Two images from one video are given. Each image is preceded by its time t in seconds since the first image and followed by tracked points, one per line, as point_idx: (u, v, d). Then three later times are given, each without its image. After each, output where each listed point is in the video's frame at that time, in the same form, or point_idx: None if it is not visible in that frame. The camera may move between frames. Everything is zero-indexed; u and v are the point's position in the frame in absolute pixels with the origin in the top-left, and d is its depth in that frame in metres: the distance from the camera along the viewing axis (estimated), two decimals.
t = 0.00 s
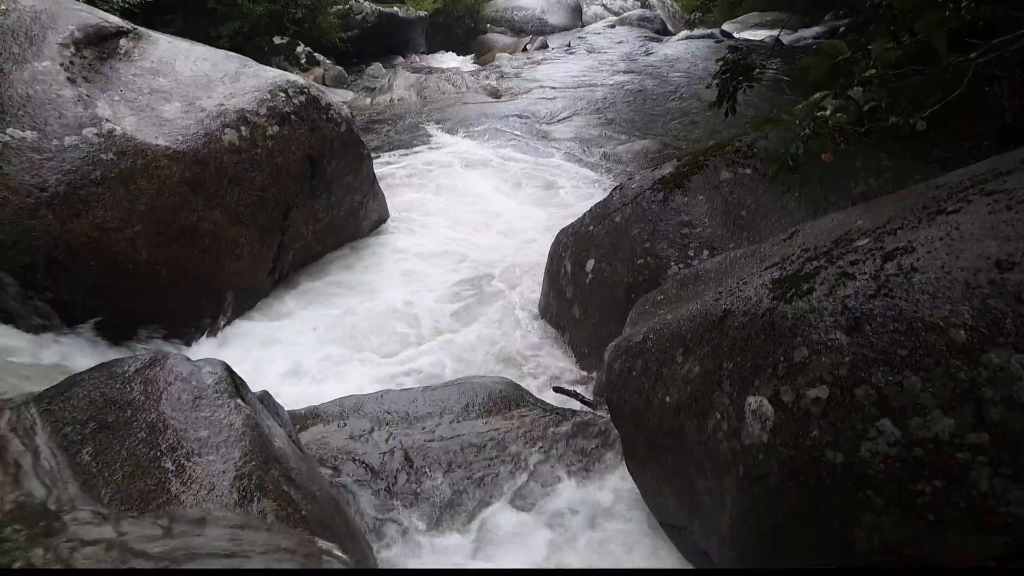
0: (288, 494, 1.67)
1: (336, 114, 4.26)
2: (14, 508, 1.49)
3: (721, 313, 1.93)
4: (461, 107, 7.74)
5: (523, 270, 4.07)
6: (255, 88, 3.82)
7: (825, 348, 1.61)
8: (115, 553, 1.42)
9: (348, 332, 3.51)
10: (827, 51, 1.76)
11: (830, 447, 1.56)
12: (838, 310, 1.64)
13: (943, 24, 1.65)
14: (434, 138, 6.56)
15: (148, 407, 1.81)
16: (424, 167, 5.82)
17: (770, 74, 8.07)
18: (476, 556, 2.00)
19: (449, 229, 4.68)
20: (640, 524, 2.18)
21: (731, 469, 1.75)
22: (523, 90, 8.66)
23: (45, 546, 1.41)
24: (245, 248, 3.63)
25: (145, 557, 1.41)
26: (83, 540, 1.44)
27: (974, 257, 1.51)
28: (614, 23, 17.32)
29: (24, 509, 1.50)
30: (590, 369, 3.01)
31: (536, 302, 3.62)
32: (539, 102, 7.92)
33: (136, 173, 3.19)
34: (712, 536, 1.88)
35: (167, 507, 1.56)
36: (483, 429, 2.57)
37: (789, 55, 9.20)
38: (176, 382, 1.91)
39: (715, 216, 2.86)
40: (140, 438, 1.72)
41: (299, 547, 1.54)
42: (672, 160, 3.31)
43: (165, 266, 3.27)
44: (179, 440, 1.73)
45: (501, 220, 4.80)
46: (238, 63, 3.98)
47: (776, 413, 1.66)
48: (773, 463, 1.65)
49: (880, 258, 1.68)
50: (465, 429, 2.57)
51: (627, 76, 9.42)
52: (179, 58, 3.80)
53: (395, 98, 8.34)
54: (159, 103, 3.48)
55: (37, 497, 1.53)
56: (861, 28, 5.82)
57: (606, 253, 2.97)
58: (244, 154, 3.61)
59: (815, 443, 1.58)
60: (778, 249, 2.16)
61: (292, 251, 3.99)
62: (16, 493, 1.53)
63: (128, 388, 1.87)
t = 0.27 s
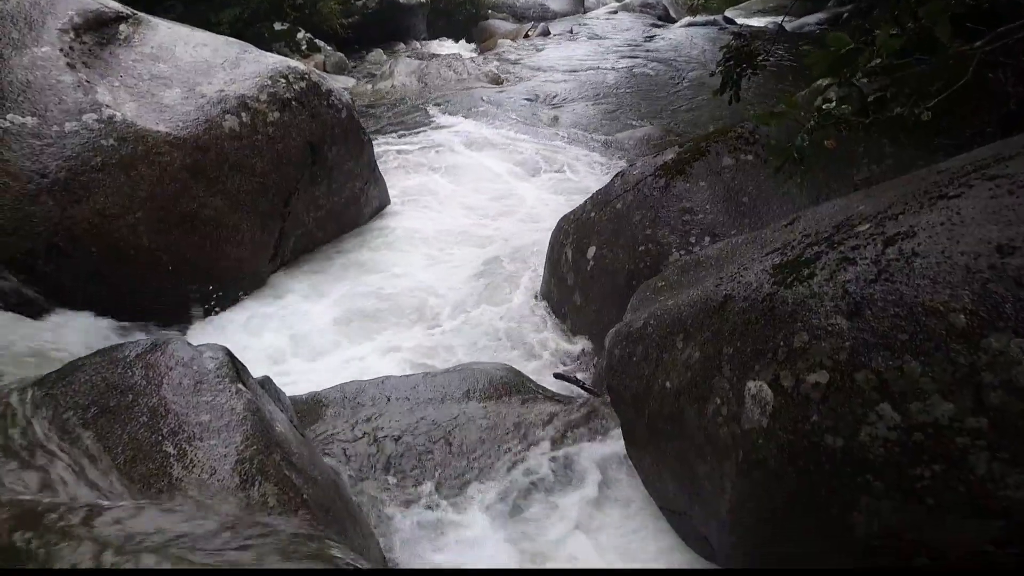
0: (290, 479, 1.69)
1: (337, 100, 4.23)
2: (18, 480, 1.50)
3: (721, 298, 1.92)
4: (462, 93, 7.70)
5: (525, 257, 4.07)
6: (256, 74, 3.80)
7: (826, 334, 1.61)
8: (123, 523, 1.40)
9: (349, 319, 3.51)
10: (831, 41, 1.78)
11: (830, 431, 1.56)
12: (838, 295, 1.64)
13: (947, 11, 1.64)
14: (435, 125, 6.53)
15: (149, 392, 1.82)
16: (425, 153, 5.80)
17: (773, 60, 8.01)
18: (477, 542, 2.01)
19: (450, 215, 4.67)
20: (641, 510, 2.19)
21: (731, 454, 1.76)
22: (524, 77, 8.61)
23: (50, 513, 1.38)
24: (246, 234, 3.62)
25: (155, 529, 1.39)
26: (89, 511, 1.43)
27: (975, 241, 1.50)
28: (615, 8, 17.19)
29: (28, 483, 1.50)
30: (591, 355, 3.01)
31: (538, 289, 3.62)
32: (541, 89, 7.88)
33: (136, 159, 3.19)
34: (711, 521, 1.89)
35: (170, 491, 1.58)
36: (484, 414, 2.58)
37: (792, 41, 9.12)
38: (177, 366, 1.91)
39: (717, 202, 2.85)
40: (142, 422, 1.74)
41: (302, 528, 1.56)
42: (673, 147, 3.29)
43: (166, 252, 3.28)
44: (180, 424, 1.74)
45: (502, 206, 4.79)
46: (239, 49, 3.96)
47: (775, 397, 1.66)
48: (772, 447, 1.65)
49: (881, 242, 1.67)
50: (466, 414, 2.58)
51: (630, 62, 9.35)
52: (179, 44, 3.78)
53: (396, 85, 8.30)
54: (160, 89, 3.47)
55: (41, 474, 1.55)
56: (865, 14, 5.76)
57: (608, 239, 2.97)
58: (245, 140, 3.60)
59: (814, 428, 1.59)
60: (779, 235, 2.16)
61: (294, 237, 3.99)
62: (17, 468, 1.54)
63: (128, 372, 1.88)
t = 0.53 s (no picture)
0: (290, 462, 1.70)
1: (337, 85, 4.21)
2: (20, 459, 1.50)
3: (720, 282, 1.92)
4: (463, 79, 7.66)
5: (525, 243, 4.07)
6: (256, 59, 3.78)
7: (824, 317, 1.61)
8: (125, 500, 1.43)
9: (350, 305, 3.52)
10: (835, 26, 1.75)
11: (827, 414, 1.57)
12: (837, 278, 1.64)
13: None
14: (436, 110, 6.51)
15: (150, 375, 1.84)
16: (426, 139, 5.78)
17: (776, 44, 7.95)
18: (477, 533, 2.03)
19: (451, 201, 4.66)
20: (639, 494, 2.21)
21: (729, 437, 1.76)
22: (525, 62, 8.56)
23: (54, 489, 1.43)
24: (247, 219, 3.62)
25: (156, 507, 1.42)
26: (91, 484, 1.47)
27: (974, 224, 1.50)
28: None
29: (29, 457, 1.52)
30: (591, 341, 3.02)
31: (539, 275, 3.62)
32: (542, 74, 7.83)
33: (136, 144, 3.19)
34: (709, 504, 1.90)
35: (171, 471, 1.60)
36: (483, 399, 2.60)
37: (795, 26, 9.05)
38: (177, 350, 1.92)
39: (718, 186, 2.85)
40: (142, 406, 1.76)
41: (302, 507, 1.57)
42: (674, 132, 3.28)
43: (167, 237, 3.29)
44: (180, 407, 1.75)
45: (503, 192, 4.78)
46: (239, 33, 3.94)
47: (774, 380, 1.66)
48: (769, 430, 1.66)
49: (880, 226, 1.67)
50: (466, 399, 2.59)
51: (632, 47, 9.29)
52: (179, 29, 3.76)
53: (396, 70, 8.25)
54: (160, 74, 3.46)
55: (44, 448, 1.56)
56: None
57: (608, 225, 2.97)
58: (245, 125, 3.59)
59: (812, 411, 1.59)
60: (779, 220, 2.15)
61: (294, 223, 3.99)
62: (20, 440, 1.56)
63: (129, 356, 1.90)
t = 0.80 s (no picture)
0: (287, 443, 1.70)
1: (336, 68, 4.17)
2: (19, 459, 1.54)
3: (718, 264, 1.91)
4: (464, 62, 7.61)
5: (525, 227, 4.06)
6: (253, 42, 3.77)
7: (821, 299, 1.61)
8: (122, 486, 1.48)
9: (349, 290, 3.53)
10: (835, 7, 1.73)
11: (824, 395, 1.57)
12: (834, 259, 1.63)
13: None
14: (437, 95, 6.47)
15: (146, 357, 1.83)
16: (426, 123, 5.75)
17: (779, 27, 7.88)
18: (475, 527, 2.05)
19: (451, 185, 4.64)
20: (636, 479, 2.23)
21: (726, 419, 1.77)
22: (527, 46, 8.50)
23: (57, 478, 1.48)
24: (246, 204, 3.62)
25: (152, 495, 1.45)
26: (89, 473, 1.50)
27: (972, 204, 1.49)
28: None
29: (30, 449, 1.57)
30: (590, 325, 3.02)
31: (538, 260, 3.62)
32: (543, 58, 7.77)
33: (133, 129, 3.21)
34: (706, 486, 1.91)
35: (166, 451, 1.59)
36: (482, 382, 2.60)
37: (799, 8, 8.96)
38: (174, 333, 1.92)
39: (718, 170, 2.83)
40: (139, 386, 1.75)
41: (298, 489, 1.58)
42: (675, 115, 3.25)
43: (165, 222, 3.30)
44: (177, 389, 1.75)
45: (503, 176, 4.76)
46: (236, 15, 3.92)
47: (770, 361, 1.66)
48: (765, 411, 1.67)
49: (879, 206, 1.66)
50: (465, 383, 2.60)
51: (634, 30, 9.21)
52: (176, 11, 3.75)
53: (397, 54, 8.21)
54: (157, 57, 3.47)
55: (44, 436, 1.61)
56: None
57: (608, 209, 2.96)
58: (244, 110, 3.58)
59: (808, 391, 1.59)
60: (779, 201, 2.13)
61: (293, 208, 3.98)
62: (20, 436, 1.60)
63: (126, 338, 1.90)
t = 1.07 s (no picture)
0: (282, 427, 1.71)
1: (334, 52, 4.14)
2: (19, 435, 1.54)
3: (715, 247, 1.90)
4: (463, 46, 7.55)
5: (524, 212, 4.05)
6: (250, 26, 3.75)
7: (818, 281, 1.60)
8: (118, 468, 1.48)
9: (348, 275, 3.52)
10: None
11: (819, 377, 1.57)
12: (831, 241, 1.62)
13: None
14: (436, 78, 6.43)
15: (141, 340, 1.84)
16: (425, 108, 5.72)
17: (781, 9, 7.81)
18: (472, 508, 2.06)
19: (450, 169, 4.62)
20: (633, 464, 2.23)
21: (722, 401, 1.76)
22: (526, 29, 8.43)
23: (51, 458, 1.50)
24: (243, 188, 3.62)
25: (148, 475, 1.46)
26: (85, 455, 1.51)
27: (970, 185, 1.48)
28: None
29: (24, 430, 1.58)
30: (588, 310, 3.02)
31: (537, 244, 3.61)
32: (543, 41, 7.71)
33: (129, 113, 3.20)
34: (702, 469, 1.91)
35: (161, 434, 1.59)
36: (479, 366, 2.61)
37: None
38: (169, 316, 1.92)
39: (718, 153, 2.82)
40: (134, 369, 1.76)
41: (294, 471, 1.59)
42: (674, 97, 3.23)
43: (161, 205, 3.31)
44: (172, 371, 1.75)
45: (503, 161, 4.74)
46: None
47: (766, 344, 1.66)
48: (761, 393, 1.67)
49: (877, 188, 1.64)
50: (462, 367, 2.60)
51: (635, 13, 9.13)
52: None
53: (396, 37, 8.14)
54: (153, 40, 3.46)
55: (40, 417, 1.62)
56: None
57: (606, 193, 2.95)
58: (241, 93, 3.56)
59: (804, 374, 1.59)
60: (777, 184, 2.12)
61: (291, 192, 3.97)
62: (16, 418, 1.61)
63: (121, 322, 1.90)
